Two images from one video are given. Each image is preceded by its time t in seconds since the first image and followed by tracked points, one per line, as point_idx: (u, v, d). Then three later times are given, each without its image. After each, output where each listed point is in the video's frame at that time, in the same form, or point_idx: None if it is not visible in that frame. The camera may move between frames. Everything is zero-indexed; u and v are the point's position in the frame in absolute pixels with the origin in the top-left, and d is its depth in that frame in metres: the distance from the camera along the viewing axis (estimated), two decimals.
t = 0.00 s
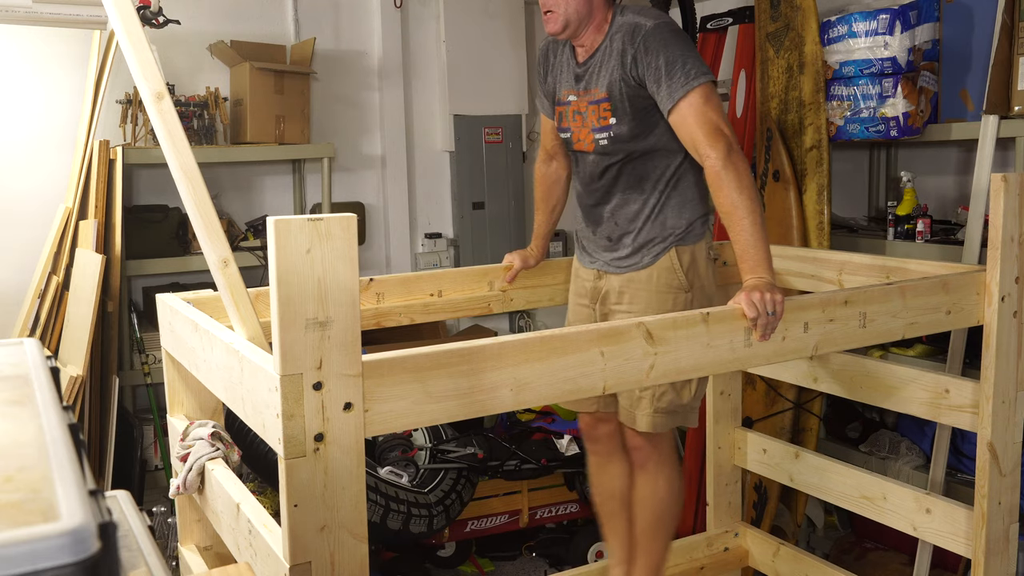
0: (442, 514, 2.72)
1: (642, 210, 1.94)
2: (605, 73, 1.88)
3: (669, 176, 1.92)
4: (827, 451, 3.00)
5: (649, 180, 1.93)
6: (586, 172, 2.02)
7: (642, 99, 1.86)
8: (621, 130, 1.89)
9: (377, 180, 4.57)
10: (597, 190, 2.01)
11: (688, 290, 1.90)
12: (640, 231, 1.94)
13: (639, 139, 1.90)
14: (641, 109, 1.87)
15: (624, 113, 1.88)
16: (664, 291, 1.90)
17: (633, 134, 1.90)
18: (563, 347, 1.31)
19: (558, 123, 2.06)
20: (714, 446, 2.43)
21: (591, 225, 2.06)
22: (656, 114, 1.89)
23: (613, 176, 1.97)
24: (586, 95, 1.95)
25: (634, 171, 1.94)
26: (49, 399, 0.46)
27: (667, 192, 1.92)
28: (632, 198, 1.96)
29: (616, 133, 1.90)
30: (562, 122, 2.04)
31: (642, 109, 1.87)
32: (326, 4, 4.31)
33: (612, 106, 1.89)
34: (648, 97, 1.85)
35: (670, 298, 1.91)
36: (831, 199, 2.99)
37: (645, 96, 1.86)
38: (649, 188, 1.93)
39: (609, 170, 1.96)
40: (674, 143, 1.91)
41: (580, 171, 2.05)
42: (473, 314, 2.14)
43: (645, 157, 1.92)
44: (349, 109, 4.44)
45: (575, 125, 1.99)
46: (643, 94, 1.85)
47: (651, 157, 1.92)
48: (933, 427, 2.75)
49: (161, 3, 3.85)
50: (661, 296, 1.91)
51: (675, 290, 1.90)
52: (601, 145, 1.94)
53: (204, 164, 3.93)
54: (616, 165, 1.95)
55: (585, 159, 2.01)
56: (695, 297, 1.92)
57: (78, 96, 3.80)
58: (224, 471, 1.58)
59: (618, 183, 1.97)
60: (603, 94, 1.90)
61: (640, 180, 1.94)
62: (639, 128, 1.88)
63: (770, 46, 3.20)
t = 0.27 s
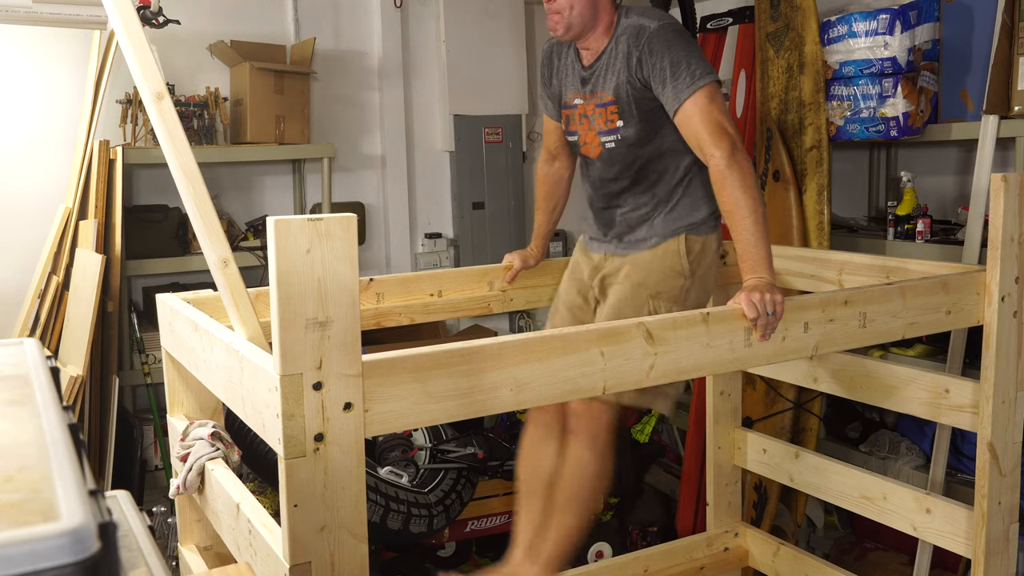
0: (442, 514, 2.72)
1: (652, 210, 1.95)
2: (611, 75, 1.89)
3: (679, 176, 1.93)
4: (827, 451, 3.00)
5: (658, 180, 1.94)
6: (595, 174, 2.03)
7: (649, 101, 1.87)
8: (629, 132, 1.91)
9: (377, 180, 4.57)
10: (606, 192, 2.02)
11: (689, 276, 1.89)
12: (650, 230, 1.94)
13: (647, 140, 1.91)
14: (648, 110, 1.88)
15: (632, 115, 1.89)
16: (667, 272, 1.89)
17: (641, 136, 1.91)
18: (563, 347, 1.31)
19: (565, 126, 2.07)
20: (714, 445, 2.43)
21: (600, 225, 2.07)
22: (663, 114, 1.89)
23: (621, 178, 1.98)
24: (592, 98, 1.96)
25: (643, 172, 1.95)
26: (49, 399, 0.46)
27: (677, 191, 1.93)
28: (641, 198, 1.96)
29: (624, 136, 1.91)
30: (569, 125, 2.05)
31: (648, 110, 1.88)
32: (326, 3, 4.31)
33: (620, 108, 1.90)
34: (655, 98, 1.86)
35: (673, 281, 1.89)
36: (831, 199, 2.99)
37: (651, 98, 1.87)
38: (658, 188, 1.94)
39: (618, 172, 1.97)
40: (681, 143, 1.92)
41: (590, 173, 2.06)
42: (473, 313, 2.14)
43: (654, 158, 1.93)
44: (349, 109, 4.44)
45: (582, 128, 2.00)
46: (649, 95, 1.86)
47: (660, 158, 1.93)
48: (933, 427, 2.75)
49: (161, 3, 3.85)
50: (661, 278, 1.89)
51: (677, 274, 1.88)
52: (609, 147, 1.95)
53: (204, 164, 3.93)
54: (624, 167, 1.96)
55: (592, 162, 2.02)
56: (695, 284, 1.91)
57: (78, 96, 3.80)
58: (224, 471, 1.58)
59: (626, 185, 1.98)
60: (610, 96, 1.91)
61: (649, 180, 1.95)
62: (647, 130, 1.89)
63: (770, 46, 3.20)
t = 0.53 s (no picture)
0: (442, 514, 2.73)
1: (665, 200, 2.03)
2: (616, 75, 1.93)
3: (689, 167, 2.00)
4: (827, 451, 3.00)
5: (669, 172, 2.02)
6: (605, 169, 2.10)
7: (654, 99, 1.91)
8: (637, 130, 1.96)
9: (377, 180, 4.57)
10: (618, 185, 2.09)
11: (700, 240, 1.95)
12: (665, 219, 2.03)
13: (655, 137, 1.96)
14: (654, 108, 1.93)
15: (639, 113, 1.94)
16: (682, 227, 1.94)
17: (649, 132, 1.97)
18: (563, 347, 1.31)
19: (573, 122, 2.12)
20: (714, 445, 2.44)
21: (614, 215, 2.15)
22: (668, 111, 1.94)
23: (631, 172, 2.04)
24: (599, 96, 2.01)
25: (653, 166, 2.01)
26: (48, 399, 0.46)
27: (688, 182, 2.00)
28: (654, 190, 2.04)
29: (633, 134, 1.97)
30: (578, 121, 2.11)
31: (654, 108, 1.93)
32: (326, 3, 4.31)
33: (626, 107, 1.95)
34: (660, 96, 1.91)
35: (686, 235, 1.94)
36: (831, 199, 2.99)
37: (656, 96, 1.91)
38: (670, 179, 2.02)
39: (628, 167, 2.04)
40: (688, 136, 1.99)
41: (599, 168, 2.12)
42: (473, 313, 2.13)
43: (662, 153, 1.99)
44: (349, 109, 4.44)
45: (591, 125, 2.06)
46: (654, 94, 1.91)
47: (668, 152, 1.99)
48: (934, 427, 2.75)
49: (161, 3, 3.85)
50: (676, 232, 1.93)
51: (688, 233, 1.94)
52: (618, 144, 2.01)
53: (204, 164, 3.93)
54: (634, 162, 2.02)
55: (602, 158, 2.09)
56: (704, 251, 1.96)
57: (78, 96, 3.80)
58: (224, 471, 1.58)
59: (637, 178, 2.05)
60: (616, 95, 1.96)
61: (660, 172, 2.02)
62: (654, 127, 1.95)
63: (770, 46, 3.20)
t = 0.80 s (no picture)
0: (442, 514, 2.73)
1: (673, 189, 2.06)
2: (623, 68, 1.96)
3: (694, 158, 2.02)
4: (827, 451, 3.00)
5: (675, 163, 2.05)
6: (610, 160, 2.13)
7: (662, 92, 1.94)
8: (644, 122, 1.99)
9: (377, 180, 4.57)
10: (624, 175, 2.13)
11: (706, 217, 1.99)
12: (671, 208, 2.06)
13: (662, 129, 1.99)
14: (661, 101, 1.95)
15: (647, 106, 1.97)
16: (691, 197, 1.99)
17: (655, 124, 1.99)
18: (563, 347, 1.31)
19: (580, 114, 2.15)
20: (714, 445, 2.44)
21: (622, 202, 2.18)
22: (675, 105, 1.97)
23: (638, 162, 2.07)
24: (606, 88, 2.04)
25: (660, 156, 2.04)
26: (49, 399, 0.46)
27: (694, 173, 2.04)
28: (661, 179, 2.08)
29: (639, 126, 2.00)
30: (584, 114, 2.14)
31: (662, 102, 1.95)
32: (326, 3, 4.31)
33: (633, 100, 1.98)
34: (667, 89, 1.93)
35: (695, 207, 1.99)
36: (831, 199, 2.99)
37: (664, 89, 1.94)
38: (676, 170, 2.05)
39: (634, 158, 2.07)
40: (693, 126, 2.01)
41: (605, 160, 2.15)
42: (473, 313, 2.15)
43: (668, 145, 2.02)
44: (349, 110, 4.44)
45: (597, 118, 2.09)
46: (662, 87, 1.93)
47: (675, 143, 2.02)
48: (934, 427, 2.75)
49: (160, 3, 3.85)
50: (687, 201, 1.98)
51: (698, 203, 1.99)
52: (624, 136, 2.03)
53: (204, 164, 3.93)
54: (640, 153, 2.05)
55: (608, 149, 2.11)
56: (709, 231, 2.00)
57: (78, 96, 3.80)
58: (224, 471, 1.58)
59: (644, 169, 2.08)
60: (623, 87, 1.99)
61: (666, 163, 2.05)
62: (661, 119, 1.97)
63: (770, 46, 3.20)
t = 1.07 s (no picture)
0: (442, 514, 2.73)
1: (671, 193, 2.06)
2: (626, 70, 1.96)
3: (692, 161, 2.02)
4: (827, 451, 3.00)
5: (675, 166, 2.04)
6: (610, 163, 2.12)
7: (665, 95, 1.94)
8: (645, 124, 1.98)
9: (377, 180, 4.57)
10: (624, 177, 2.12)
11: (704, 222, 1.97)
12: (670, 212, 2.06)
13: (663, 131, 1.99)
14: (664, 104, 1.96)
15: (649, 108, 1.96)
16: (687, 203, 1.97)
17: (656, 127, 1.99)
18: (563, 347, 1.31)
19: (580, 117, 2.15)
20: (714, 445, 2.44)
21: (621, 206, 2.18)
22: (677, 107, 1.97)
23: (638, 166, 2.07)
24: (609, 90, 2.03)
25: (659, 158, 2.04)
26: (48, 399, 0.46)
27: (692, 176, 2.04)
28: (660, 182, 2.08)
29: (640, 128, 1.99)
30: (585, 117, 2.14)
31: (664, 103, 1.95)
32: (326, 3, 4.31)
33: (636, 102, 1.98)
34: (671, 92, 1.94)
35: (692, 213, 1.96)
36: (831, 199, 2.99)
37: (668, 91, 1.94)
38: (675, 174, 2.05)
39: (633, 161, 2.06)
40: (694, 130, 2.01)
41: (605, 163, 2.14)
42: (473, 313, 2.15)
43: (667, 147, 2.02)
44: (349, 110, 4.44)
45: (598, 121, 2.09)
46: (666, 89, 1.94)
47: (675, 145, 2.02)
48: (934, 427, 2.75)
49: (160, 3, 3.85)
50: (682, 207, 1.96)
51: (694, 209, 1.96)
52: (625, 139, 2.03)
53: (204, 164, 3.93)
54: (640, 156, 2.05)
55: (606, 152, 2.11)
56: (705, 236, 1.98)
57: (78, 96, 3.80)
58: (224, 471, 1.58)
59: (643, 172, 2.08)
60: (626, 89, 1.98)
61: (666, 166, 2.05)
62: (663, 122, 1.97)
63: (770, 46, 3.20)
